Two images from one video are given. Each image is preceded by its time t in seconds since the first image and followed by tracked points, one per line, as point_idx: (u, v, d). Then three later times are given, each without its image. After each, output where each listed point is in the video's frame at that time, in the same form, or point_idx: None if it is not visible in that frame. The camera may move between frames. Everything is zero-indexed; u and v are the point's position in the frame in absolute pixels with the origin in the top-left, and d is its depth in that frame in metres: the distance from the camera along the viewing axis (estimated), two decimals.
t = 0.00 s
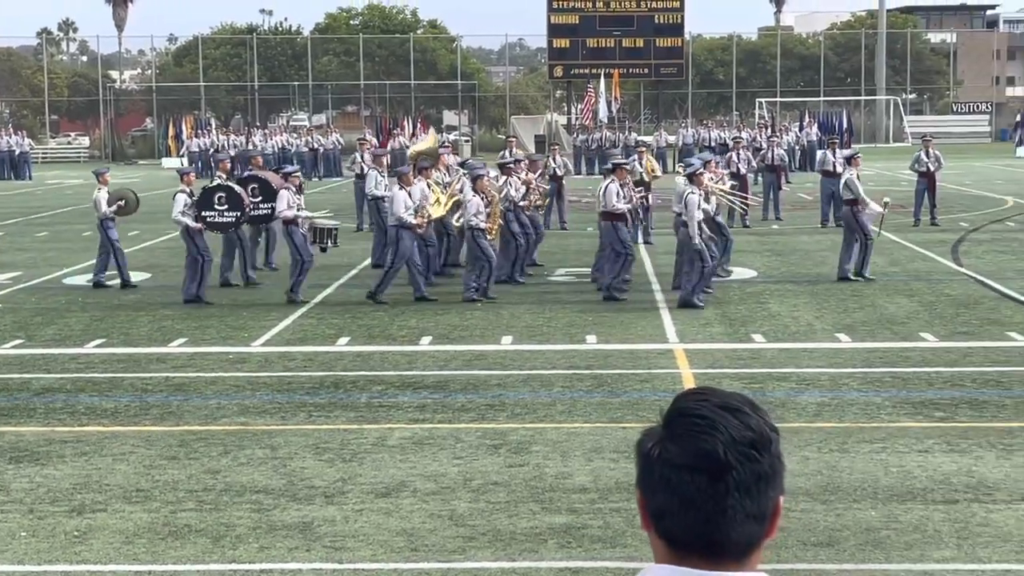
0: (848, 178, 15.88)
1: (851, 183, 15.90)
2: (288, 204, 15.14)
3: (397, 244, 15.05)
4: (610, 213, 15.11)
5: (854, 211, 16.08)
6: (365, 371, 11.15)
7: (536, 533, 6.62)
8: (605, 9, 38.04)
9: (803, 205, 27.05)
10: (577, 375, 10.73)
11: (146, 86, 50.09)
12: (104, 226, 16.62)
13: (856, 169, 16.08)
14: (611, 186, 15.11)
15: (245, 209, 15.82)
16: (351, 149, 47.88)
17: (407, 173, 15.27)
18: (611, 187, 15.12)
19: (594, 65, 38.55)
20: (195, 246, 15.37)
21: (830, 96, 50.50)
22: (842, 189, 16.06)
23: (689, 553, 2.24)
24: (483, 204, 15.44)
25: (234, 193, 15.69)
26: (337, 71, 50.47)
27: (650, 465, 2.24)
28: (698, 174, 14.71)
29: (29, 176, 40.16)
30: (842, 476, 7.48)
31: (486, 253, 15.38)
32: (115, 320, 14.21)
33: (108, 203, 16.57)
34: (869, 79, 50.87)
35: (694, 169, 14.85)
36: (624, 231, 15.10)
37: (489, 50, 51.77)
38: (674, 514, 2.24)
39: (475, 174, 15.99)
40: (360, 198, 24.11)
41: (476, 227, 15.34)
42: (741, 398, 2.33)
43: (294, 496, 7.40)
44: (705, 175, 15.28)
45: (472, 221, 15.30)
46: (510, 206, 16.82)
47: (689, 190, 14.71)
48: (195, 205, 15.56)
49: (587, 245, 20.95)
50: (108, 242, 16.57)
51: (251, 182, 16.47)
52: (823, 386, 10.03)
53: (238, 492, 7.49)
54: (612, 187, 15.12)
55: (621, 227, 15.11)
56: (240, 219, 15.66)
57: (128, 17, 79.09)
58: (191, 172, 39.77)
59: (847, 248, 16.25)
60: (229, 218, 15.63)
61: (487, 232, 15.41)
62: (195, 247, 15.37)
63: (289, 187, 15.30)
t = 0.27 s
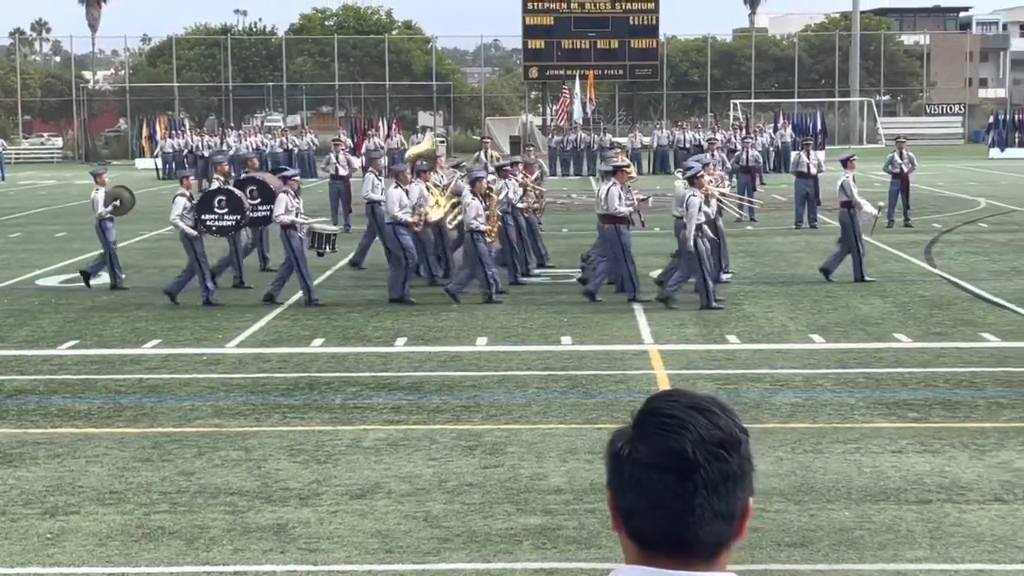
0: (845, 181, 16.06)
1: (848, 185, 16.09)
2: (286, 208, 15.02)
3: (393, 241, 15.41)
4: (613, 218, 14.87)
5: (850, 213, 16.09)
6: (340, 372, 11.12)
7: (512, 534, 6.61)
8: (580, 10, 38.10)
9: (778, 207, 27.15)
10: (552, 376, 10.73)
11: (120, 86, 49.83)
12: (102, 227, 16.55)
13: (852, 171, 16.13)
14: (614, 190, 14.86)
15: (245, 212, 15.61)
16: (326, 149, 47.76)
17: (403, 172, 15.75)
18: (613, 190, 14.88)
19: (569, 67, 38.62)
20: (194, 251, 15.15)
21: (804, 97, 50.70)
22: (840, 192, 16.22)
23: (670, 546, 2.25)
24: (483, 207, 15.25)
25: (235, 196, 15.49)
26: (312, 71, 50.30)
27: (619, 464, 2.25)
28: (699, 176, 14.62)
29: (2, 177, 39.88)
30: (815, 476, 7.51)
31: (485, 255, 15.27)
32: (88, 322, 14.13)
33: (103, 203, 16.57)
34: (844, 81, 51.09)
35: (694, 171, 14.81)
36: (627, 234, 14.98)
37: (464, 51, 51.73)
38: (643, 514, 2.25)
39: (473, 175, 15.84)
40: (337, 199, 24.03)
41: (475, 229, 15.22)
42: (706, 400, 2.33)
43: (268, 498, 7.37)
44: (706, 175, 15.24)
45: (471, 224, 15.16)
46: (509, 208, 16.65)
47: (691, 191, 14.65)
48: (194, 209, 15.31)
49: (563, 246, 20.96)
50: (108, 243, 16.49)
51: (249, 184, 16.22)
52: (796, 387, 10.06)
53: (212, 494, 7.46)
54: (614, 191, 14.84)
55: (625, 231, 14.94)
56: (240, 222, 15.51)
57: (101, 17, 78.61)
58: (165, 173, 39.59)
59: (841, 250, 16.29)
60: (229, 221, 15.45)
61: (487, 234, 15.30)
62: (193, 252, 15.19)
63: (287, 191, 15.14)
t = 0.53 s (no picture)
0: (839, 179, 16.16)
1: (842, 184, 16.18)
2: (284, 205, 15.27)
3: (392, 245, 15.10)
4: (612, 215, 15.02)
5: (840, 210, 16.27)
6: (313, 373, 11.09)
7: (485, 535, 6.60)
8: (554, 10, 38.11)
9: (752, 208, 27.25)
10: (526, 377, 10.74)
11: (92, 86, 49.53)
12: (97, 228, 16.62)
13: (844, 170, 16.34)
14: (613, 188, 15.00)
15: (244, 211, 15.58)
16: (300, 149, 47.63)
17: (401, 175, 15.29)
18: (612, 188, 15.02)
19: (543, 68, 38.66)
20: (190, 246, 15.25)
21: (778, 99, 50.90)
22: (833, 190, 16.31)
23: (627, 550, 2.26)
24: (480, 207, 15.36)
25: (233, 194, 15.45)
26: (285, 71, 50.11)
27: (584, 464, 2.27)
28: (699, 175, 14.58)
29: None
30: (789, 476, 7.54)
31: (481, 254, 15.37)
32: (61, 322, 14.07)
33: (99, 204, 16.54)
34: (817, 83, 51.33)
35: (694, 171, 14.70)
36: (625, 232, 15.12)
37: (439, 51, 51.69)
38: (605, 514, 2.25)
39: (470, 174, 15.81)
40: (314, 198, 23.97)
41: (472, 228, 15.29)
42: (676, 405, 2.34)
43: (241, 499, 7.34)
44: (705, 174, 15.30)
45: (468, 222, 15.24)
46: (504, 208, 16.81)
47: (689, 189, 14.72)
48: (191, 206, 15.38)
49: (538, 247, 20.98)
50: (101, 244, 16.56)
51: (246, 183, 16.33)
52: (770, 387, 10.10)
53: (184, 496, 7.42)
54: (613, 189, 14.99)
55: (623, 228, 15.09)
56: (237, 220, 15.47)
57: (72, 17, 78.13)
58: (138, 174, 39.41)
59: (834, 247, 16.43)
60: (226, 219, 15.42)
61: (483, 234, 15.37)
62: (188, 248, 15.26)
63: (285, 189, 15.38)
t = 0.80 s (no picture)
0: (831, 180, 16.07)
1: (834, 184, 16.09)
2: (280, 205, 14.91)
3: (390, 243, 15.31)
4: (610, 216, 15.22)
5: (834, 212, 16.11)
6: (286, 373, 11.05)
7: (459, 536, 6.60)
8: (528, 10, 38.11)
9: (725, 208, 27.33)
10: (500, 377, 10.74)
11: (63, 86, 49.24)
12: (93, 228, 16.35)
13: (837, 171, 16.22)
14: (612, 189, 15.21)
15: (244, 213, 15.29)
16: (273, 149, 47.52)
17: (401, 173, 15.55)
18: (611, 190, 15.25)
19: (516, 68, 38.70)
20: (190, 251, 15.02)
21: (751, 99, 51.08)
22: (825, 190, 16.23)
23: (599, 549, 2.22)
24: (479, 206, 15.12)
25: (233, 197, 15.21)
26: (259, 71, 49.93)
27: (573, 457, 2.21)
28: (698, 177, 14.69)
29: None
30: (761, 476, 7.56)
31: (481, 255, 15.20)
32: (32, 322, 14.00)
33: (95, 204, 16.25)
34: (790, 84, 51.55)
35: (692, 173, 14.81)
36: (623, 233, 15.29)
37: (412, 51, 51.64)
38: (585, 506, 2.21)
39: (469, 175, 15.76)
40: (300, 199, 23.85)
41: (471, 230, 15.12)
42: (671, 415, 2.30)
43: (213, 501, 7.30)
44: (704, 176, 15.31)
45: (466, 225, 15.06)
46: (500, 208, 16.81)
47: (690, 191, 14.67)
48: (191, 208, 15.09)
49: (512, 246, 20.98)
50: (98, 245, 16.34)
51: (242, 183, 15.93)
52: (742, 387, 10.13)
53: (157, 497, 7.37)
54: (611, 190, 15.22)
55: (621, 229, 15.25)
56: (237, 224, 15.23)
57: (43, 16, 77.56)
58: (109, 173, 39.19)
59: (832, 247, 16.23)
60: (226, 223, 15.19)
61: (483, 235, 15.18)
62: (187, 252, 15.01)
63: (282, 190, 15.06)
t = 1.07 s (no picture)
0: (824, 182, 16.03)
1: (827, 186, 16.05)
2: (275, 202, 14.95)
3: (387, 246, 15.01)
4: (608, 215, 15.12)
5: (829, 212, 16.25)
6: (259, 373, 11.01)
7: (432, 536, 6.59)
8: (502, 10, 38.10)
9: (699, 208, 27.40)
10: (474, 377, 10.73)
11: (34, 84, 48.87)
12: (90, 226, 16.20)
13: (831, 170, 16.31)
14: (608, 188, 15.12)
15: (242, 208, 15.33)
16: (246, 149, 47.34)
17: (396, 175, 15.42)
18: (607, 188, 15.17)
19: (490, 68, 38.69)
20: (189, 247, 15.06)
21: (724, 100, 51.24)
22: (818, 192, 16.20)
23: (604, 554, 2.11)
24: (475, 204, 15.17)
25: (230, 191, 15.22)
26: (232, 70, 49.68)
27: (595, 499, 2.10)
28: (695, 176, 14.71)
29: None
30: (734, 476, 7.58)
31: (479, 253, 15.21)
32: (3, 322, 13.89)
33: (93, 202, 16.06)
34: (763, 84, 51.74)
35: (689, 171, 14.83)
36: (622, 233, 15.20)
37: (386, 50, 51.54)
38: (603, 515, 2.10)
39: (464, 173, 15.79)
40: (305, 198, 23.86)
41: (467, 228, 15.16)
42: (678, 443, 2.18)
43: (186, 501, 7.27)
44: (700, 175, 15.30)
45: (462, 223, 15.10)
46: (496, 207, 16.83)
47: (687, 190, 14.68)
48: (189, 204, 15.20)
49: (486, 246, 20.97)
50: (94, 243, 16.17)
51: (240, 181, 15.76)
52: (716, 386, 10.16)
53: (130, 498, 7.33)
54: (607, 189, 15.15)
55: (619, 228, 15.15)
56: (235, 219, 15.25)
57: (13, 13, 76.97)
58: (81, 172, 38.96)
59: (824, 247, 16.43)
60: (224, 218, 15.24)
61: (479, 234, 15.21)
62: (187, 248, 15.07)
63: (277, 187, 15.17)
